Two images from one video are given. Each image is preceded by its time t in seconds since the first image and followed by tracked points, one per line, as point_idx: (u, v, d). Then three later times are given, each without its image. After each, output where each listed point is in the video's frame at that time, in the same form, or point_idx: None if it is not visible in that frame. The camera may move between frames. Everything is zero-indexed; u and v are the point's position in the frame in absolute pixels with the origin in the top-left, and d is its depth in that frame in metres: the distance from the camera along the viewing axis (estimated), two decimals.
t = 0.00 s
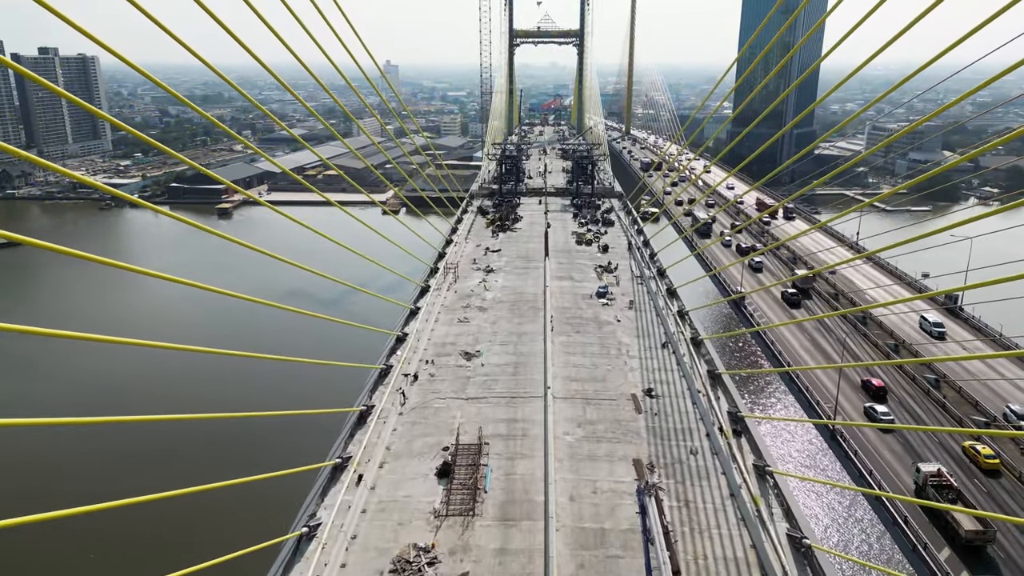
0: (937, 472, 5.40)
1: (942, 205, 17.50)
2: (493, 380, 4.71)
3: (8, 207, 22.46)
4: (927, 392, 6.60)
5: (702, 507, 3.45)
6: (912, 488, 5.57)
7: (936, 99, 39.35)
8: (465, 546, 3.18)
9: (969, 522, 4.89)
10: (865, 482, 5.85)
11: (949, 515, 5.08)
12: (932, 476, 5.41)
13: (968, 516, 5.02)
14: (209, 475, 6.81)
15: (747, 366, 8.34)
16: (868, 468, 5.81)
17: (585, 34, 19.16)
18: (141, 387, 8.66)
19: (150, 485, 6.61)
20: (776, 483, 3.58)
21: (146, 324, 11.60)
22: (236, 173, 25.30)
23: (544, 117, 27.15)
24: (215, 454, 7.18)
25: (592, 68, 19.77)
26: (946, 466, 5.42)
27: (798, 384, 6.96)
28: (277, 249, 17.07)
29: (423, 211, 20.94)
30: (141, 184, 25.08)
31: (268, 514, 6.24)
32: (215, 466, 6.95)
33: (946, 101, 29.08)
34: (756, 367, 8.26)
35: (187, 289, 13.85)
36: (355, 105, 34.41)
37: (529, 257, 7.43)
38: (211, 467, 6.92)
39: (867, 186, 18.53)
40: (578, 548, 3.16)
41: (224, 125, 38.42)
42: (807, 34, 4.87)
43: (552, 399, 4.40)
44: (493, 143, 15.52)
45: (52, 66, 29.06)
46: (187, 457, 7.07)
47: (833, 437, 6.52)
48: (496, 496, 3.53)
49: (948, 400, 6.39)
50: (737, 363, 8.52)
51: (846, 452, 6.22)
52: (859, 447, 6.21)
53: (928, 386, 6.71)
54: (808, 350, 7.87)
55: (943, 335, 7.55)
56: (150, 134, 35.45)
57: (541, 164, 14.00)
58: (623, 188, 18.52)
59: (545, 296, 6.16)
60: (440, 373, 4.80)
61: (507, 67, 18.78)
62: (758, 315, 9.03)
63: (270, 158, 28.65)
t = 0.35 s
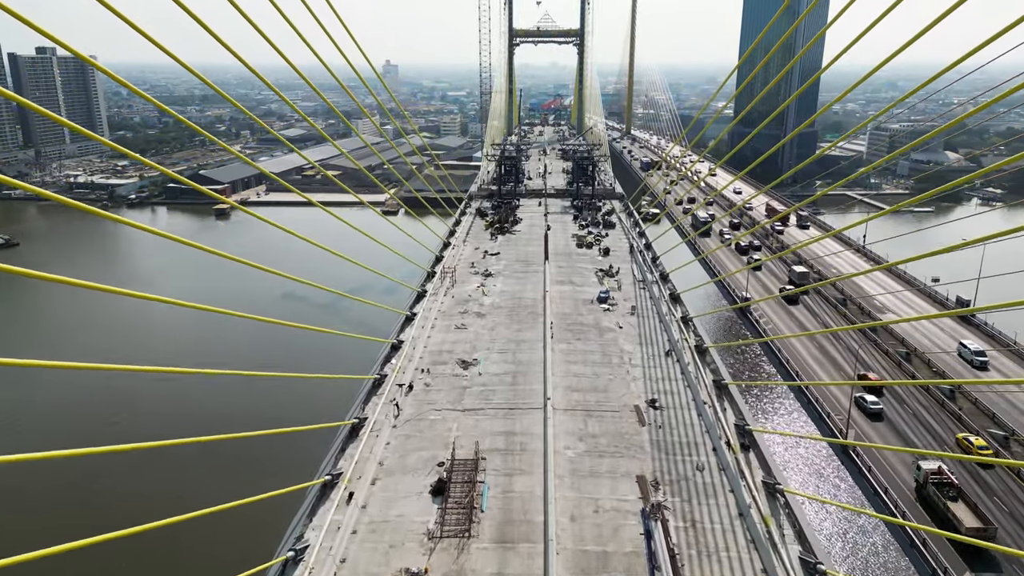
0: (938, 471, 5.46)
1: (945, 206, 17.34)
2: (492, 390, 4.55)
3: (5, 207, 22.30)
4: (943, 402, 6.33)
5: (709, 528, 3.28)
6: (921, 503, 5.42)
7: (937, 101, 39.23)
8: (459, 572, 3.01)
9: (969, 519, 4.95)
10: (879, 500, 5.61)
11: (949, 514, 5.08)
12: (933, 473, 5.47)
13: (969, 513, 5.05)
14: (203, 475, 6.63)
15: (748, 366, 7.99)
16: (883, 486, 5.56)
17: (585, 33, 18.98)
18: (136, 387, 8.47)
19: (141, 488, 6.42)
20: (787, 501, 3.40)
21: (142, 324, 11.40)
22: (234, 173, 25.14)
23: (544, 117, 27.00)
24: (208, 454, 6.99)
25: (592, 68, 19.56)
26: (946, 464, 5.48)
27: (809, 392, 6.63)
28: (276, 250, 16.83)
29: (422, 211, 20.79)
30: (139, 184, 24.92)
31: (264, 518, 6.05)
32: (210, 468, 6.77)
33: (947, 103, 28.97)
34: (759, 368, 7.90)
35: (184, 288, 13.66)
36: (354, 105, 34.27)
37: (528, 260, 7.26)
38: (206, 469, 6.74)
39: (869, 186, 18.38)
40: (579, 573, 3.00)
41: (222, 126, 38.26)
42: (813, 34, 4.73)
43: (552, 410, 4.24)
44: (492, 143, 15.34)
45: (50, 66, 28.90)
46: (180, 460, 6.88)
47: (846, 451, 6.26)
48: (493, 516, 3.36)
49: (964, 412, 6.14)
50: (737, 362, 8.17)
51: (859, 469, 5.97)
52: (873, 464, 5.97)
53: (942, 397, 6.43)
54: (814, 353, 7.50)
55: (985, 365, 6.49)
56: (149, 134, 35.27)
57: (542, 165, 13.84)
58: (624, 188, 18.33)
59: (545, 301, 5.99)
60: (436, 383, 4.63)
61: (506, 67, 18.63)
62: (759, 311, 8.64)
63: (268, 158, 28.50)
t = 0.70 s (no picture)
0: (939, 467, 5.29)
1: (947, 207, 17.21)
2: (489, 402, 4.38)
3: None
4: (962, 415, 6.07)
5: (718, 551, 3.11)
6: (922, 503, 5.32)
7: (938, 102, 39.17)
8: None
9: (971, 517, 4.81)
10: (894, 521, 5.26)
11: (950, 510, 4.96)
12: (933, 471, 5.30)
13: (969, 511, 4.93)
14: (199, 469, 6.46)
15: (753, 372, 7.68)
16: (899, 506, 5.20)
17: (586, 33, 18.80)
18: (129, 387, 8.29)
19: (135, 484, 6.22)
20: (799, 523, 3.23)
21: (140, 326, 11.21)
22: (232, 174, 24.97)
23: (544, 117, 26.86)
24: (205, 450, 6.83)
25: (593, 67, 19.36)
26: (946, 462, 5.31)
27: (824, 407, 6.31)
28: (274, 251, 16.58)
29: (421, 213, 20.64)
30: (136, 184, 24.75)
31: (258, 511, 5.83)
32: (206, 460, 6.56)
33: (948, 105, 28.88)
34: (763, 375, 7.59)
35: (183, 291, 13.49)
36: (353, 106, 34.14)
37: (528, 264, 7.10)
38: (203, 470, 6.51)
39: (871, 187, 18.23)
40: None
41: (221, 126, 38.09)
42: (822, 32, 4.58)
43: (553, 424, 4.07)
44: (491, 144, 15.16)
45: (47, 66, 28.72)
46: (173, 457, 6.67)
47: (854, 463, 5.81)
48: (490, 538, 3.20)
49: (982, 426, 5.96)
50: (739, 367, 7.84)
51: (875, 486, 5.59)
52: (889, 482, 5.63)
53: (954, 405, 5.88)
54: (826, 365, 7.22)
55: None
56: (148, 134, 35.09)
57: (542, 166, 13.66)
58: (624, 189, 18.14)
59: (545, 308, 5.82)
60: (432, 395, 4.46)
61: (506, 67, 18.46)
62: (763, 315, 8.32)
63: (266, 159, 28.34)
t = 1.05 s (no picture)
0: (938, 466, 5.23)
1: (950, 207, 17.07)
2: (487, 415, 4.21)
3: None
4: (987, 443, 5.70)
5: None
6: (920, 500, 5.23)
7: (938, 103, 39.14)
8: None
9: (971, 514, 4.75)
10: (913, 545, 4.93)
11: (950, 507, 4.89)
12: (933, 468, 5.25)
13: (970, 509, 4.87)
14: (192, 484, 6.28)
15: (760, 383, 7.42)
16: (918, 529, 4.89)
17: (586, 33, 18.66)
18: (122, 393, 8.09)
19: (125, 500, 6.04)
20: (811, 547, 3.06)
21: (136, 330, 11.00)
22: (230, 174, 24.82)
23: (544, 117, 26.73)
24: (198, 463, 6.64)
25: (593, 67, 19.20)
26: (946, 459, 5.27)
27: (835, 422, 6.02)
28: (271, 253, 16.36)
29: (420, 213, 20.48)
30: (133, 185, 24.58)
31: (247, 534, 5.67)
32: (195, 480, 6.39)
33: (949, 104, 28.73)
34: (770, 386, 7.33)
35: (179, 292, 13.27)
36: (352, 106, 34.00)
37: (527, 268, 6.94)
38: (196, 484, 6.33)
39: (873, 187, 18.09)
40: None
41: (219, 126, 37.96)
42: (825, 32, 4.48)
43: (553, 439, 3.90)
44: (491, 145, 15.01)
45: (44, 66, 28.55)
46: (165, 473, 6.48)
47: (868, 482, 5.50)
48: (485, 562, 3.03)
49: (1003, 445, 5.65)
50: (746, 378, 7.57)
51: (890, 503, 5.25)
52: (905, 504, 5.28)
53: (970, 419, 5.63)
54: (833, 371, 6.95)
55: None
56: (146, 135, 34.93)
57: (542, 167, 13.51)
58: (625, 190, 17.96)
59: (544, 314, 5.65)
60: (427, 407, 4.29)
61: (504, 67, 18.31)
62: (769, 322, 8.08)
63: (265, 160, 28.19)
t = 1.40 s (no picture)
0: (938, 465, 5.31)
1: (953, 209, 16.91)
2: (484, 429, 4.04)
3: None
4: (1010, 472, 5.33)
5: None
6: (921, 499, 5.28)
7: (938, 104, 38.99)
8: None
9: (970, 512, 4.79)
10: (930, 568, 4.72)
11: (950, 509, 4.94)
12: (932, 467, 5.33)
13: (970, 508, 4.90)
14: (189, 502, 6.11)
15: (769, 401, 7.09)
16: (936, 552, 4.68)
17: (586, 32, 18.49)
18: (116, 398, 7.88)
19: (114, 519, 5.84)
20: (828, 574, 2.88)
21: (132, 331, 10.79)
22: (228, 175, 24.65)
23: (544, 117, 26.57)
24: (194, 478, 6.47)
25: (593, 67, 19.02)
26: (946, 458, 5.34)
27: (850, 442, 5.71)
28: (269, 254, 16.16)
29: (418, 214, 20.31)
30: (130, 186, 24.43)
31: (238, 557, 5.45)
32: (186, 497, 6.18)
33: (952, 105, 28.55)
34: (780, 405, 7.01)
35: (177, 293, 13.07)
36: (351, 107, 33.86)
37: (526, 273, 6.77)
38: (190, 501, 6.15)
39: (875, 188, 17.92)
40: None
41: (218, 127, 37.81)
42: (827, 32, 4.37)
43: (553, 455, 3.73)
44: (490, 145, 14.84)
45: (42, 66, 28.39)
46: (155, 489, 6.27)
47: (886, 501, 5.25)
48: None
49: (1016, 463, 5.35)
50: (755, 397, 7.25)
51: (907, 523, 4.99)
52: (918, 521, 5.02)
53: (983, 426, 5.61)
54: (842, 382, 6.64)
55: None
56: (144, 135, 34.77)
57: (541, 168, 13.33)
58: (626, 191, 17.80)
59: (544, 321, 5.49)
60: (421, 420, 4.12)
61: (504, 67, 18.15)
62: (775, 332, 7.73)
63: (263, 160, 28.04)
